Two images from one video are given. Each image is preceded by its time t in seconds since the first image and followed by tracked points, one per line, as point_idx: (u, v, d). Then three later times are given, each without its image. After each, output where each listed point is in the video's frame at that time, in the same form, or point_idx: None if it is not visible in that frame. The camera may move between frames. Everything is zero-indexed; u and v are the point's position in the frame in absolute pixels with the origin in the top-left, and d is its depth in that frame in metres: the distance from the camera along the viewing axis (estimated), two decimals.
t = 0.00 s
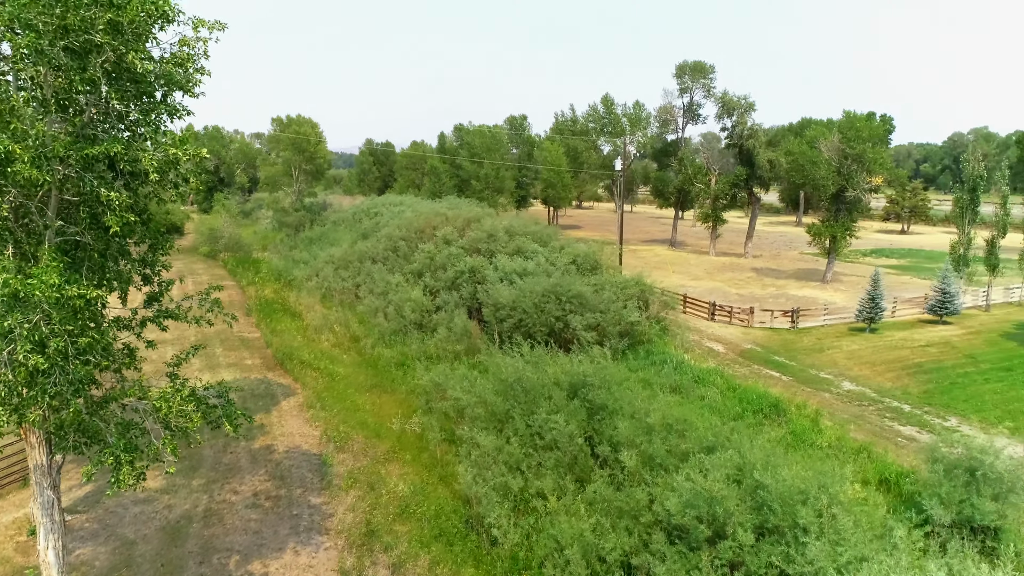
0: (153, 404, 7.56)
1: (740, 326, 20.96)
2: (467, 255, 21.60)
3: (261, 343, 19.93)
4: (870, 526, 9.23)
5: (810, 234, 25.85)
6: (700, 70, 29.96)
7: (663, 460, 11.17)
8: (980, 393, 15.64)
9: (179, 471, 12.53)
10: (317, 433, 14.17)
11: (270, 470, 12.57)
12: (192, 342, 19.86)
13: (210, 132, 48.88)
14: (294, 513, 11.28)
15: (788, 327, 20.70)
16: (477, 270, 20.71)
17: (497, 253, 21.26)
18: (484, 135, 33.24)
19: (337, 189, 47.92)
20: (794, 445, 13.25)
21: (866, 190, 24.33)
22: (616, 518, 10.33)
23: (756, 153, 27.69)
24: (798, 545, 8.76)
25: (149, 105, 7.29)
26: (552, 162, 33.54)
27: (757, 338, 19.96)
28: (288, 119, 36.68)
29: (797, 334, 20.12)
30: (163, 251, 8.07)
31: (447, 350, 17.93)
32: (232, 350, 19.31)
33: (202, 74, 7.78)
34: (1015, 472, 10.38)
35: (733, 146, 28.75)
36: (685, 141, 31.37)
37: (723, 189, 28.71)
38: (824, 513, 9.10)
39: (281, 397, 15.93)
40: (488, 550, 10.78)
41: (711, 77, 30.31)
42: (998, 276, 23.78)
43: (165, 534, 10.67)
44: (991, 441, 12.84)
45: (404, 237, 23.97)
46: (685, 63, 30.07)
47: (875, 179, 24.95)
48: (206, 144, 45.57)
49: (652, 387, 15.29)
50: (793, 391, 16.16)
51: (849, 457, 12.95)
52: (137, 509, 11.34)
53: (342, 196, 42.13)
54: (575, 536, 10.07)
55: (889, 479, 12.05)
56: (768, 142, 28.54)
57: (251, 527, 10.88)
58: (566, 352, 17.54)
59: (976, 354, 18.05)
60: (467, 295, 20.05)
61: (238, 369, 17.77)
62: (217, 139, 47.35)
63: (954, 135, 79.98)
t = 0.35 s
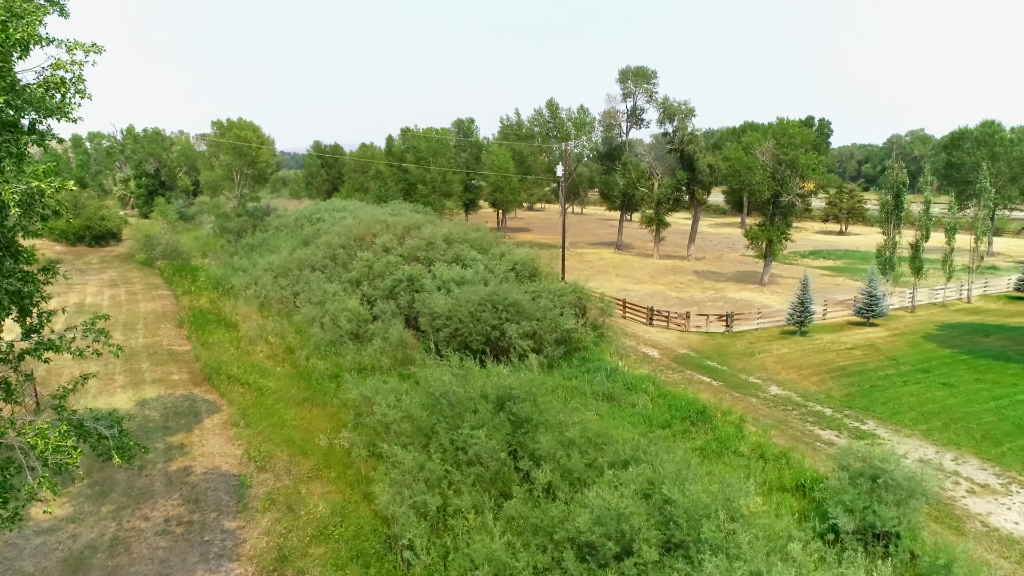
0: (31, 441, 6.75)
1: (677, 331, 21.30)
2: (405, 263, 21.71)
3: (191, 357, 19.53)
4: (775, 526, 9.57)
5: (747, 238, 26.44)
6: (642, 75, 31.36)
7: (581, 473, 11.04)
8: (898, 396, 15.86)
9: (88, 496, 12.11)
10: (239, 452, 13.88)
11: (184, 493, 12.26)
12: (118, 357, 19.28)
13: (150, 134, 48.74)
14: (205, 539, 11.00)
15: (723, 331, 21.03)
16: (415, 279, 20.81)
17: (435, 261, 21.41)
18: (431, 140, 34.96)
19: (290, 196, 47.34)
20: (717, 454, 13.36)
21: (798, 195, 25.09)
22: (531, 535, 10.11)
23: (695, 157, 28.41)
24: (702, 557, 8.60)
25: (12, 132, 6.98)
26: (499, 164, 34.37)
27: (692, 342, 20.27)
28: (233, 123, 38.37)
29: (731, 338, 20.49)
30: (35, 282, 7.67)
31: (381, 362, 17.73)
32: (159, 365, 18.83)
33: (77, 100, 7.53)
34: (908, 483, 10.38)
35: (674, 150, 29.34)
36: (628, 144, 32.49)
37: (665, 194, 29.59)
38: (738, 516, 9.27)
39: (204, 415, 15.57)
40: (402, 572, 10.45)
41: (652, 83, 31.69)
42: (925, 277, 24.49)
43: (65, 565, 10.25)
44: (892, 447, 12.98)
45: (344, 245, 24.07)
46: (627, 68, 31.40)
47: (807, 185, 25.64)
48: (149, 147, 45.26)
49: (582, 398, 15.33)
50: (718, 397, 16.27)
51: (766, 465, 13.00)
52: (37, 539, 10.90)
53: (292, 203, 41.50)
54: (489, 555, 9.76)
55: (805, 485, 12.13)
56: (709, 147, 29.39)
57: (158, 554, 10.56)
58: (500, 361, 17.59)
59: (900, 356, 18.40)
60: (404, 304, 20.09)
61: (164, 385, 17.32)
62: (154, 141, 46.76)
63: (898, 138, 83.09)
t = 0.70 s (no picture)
0: None
1: (621, 337, 21.60)
2: (349, 272, 21.71)
3: (125, 372, 19.11)
4: (688, 542, 9.04)
5: (694, 242, 27.03)
6: (593, 80, 32.57)
7: (508, 491, 10.78)
8: (829, 402, 15.92)
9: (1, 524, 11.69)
10: (164, 473, 13.57)
11: (102, 519, 11.94)
12: (47, 374, 18.74)
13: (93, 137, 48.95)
14: (119, 567, 10.68)
15: (666, 337, 21.34)
16: (359, 288, 20.83)
17: (379, 270, 21.50)
18: (383, 146, 36.87)
19: (244, 203, 46.72)
20: (648, 464, 13.35)
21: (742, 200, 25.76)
22: (453, 556, 9.72)
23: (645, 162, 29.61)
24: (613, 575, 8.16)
25: None
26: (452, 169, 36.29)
27: (635, 349, 20.51)
28: (176, 126, 38.30)
29: (673, 344, 20.82)
30: None
31: (320, 374, 17.56)
32: (91, 380, 18.37)
33: None
34: (819, 493, 10.05)
35: (625, 155, 31.00)
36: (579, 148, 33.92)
37: (615, 198, 30.87)
38: (650, 534, 8.71)
39: (132, 434, 15.19)
40: None
41: (602, 88, 32.91)
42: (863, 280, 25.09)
43: None
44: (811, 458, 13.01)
45: (288, 253, 24.11)
46: (578, 73, 32.55)
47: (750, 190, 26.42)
48: (94, 151, 45.88)
49: (518, 409, 15.34)
50: (652, 405, 16.32)
51: (694, 475, 12.97)
52: None
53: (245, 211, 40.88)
54: None
55: (732, 494, 12.04)
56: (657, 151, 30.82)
57: None
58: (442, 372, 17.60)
59: (835, 359, 18.70)
60: (347, 314, 20.04)
61: (94, 402, 16.87)
62: (100, 144, 47.19)
63: (850, 140, 85.65)
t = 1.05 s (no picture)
0: None
1: (578, 344, 21.74)
2: (304, 282, 21.52)
3: (71, 387, 18.62)
4: (617, 560, 8.99)
5: (654, 247, 27.60)
6: (557, 86, 33.51)
7: (445, 510, 10.68)
8: (775, 410, 16.12)
9: None
10: (101, 494, 13.25)
11: (31, 545, 11.58)
12: None
13: (52, 140, 48.07)
14: None
15: (623, 344, 21.50)
16: (314, 298, 20.63)
17: (335, 279, 21.39)
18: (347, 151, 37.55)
19: (209, 209, 45.93)
20: (593, 478, 13.42)
21: (700, 207, 26.34)
22: None
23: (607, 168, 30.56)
24: None
25: None
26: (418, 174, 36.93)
27: (591, 357, 20.63)
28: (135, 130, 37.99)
29: (629, 351, 21.01)
30: None
31: (270, 387, 17.30)
32: (34, 397, 17.85)
33: None
34: (748, 508, 10.07)
35: (588, 161, 31.51)
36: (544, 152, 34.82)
37: (578, 204, 31.95)
38: (576, 554, 8.65)
39: (71, 454, 14.80)
40: None
41: (566, 93, 33.90)
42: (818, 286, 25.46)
43: None
44: (752, 471, 13.21)
45: (244, 262, 23.80)
46: (542, 78, 33.41)
47: (709, 198, 27.20)
48: (52, 154, 45.06)
49: (468, 424, 15.35)
50: (602, 415, 16.38)
51: (637, 487, 13.03)
52: None
53: (207, 217, 40.17)
54: None
55: (673, 506, 12.12)
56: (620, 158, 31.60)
57: None
58: (395, 385, 17.52)
59: (785, 366, 18.99)
60: (301, 324, 19.84)
61: (34, 420, 16.40)
62: (59, 148, 46.35)
63: (816, 141, 87.36)
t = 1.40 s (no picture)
0: None
1: (545, 353, 21.82)
2: (270, 292, 21.36)
3: (28, 402, 18.30)
4: None
5: (625, 254, 27.93)
6: (530, 91, 33.88)
7: (392, 531, 10.62)
8: (733, 421, 16.27)
9: None
10: (49, 515, 13.02)
11: None
12: None
13: (23, 144, 47.48)
14: None
15: (590, 353, 21.59)
16: (279, 309, 20.47)
17: (300, 289, 21.26)
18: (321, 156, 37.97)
19: (183, 213, 45.55)
20: (548, 492, 13.44)
21: (669, 213, 26.99)
22: None
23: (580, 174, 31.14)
24: None
25: None
26: (393, 179, 37.53)
27: (557, 366, 20.70)
28: (106, 136, 38.18)
29: (595, 359, 21.12)
30: None
31: (230, 401, 17.12)
32: None
33: None
34: (689, 526, 10.09)
35: (561, 166, 32.26)
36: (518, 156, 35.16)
37: (552, 209, 32.60)
38: None
39: (22, 473, 14.53)
40: None
41: (539, 98, 34.29)
42: (784, 292, 25.73)
43: None
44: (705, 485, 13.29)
45: (211, 272, 23.56)
46: (516, 83, 33.74)
47: (677, 204, 27.90)
48: (22, 158, 44.50)
49: (426, 438, 15.36)
50: (562, 426, 16.44)
51: (591, 501, 13.06)
52: None
53: (180, 222, 39.79)
54: None
55: (624, 521, 12.16)
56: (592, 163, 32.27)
57: None
58: (358, 398, 17.47)
59: (748, 375, 19.17)
60: (265, 335, 19.68)
61: None
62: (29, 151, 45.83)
63: (794, 142, 88.39)
